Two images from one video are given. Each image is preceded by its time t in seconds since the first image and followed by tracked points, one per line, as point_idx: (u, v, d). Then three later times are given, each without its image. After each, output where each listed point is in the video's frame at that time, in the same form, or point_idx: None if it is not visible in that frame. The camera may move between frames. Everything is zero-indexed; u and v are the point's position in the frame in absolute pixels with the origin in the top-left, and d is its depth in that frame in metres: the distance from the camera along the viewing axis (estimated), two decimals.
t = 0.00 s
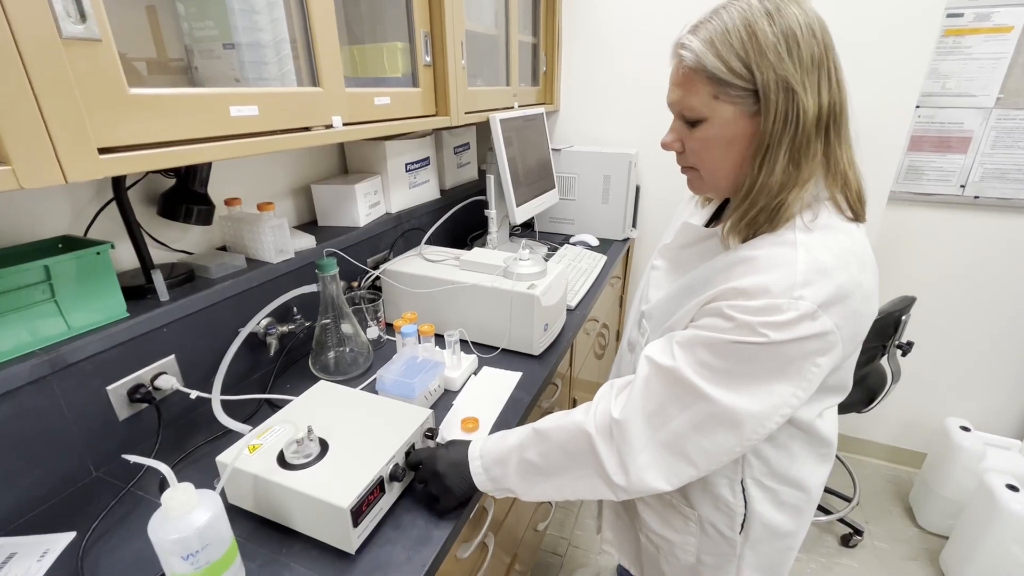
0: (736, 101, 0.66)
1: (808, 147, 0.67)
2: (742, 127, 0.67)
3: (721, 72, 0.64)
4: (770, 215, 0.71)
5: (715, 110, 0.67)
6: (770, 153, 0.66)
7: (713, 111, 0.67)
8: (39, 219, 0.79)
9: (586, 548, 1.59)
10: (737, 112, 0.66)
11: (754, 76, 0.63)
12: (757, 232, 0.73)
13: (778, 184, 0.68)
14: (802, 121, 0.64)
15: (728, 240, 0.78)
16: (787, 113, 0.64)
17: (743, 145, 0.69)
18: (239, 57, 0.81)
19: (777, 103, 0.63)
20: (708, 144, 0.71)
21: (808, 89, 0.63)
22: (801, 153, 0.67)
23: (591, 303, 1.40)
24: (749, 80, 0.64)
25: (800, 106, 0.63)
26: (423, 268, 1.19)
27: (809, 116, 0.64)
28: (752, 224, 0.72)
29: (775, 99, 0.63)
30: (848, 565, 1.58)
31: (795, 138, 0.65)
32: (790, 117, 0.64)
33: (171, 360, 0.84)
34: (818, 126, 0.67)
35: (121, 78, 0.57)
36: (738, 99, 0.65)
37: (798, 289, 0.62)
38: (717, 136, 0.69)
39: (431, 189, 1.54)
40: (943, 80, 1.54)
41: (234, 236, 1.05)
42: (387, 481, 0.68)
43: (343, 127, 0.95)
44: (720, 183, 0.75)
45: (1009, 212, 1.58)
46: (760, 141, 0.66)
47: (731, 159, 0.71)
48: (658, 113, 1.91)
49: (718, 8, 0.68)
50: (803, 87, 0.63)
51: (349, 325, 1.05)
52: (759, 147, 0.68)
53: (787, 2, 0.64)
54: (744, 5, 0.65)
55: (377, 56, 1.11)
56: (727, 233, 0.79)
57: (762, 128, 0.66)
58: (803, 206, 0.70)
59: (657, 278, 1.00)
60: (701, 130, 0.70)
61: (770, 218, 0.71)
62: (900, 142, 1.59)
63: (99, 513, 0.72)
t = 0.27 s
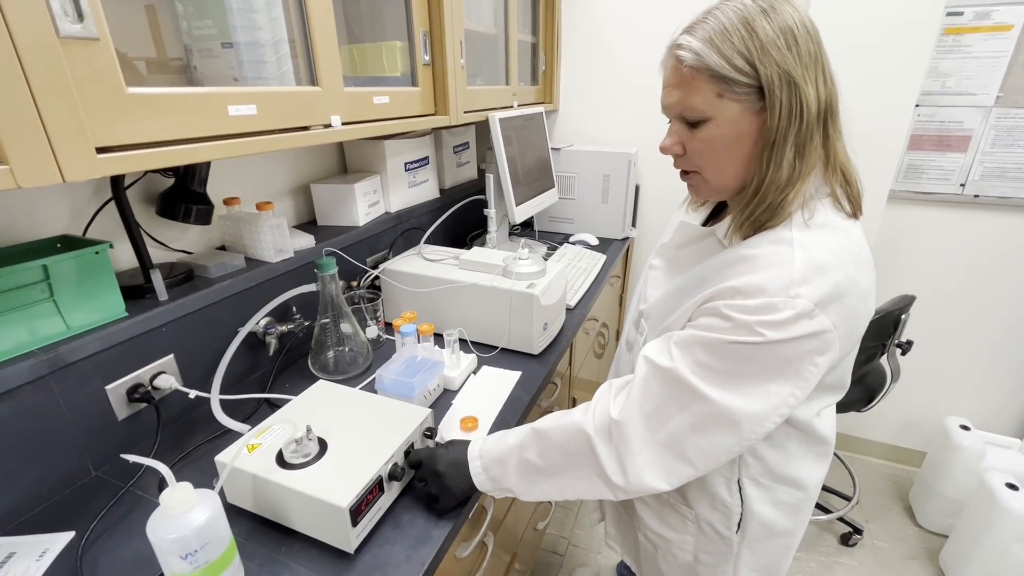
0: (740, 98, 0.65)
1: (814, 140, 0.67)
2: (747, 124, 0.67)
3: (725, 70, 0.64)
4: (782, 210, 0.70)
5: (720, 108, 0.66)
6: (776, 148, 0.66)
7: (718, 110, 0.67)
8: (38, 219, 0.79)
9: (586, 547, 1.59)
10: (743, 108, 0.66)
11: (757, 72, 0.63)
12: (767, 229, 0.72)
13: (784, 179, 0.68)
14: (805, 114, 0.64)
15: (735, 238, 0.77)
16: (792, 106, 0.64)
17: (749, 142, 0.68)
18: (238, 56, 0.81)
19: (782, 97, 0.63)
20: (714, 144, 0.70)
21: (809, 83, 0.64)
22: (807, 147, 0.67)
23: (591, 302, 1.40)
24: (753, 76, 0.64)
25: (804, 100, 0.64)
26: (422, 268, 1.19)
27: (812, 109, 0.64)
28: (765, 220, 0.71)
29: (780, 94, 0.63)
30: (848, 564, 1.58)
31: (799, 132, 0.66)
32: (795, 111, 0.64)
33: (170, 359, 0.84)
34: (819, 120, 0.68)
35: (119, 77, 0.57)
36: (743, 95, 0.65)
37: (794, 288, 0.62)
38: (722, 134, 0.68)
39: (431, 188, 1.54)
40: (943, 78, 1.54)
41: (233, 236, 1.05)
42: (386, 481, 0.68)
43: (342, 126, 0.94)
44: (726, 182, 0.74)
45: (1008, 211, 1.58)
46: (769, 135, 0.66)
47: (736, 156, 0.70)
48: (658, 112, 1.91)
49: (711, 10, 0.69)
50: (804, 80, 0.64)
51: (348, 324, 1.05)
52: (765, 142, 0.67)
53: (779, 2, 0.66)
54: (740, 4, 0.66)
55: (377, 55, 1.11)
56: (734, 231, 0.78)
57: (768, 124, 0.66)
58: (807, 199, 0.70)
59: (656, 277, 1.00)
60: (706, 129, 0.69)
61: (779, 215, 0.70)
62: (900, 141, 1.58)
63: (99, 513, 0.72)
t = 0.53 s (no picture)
0: (737, 97, 0.65)
1: (811, 138, 0.67)
2: (743, 122, 0.67)
3: (722, 68, 0.64)
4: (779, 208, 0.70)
5: (716, 106, 0.66)
6: (772, 147, 0.66)
7: (714, 108, 0.67)
8: (35, 219, 0.79)
9: (585, 546, 1.59)
10: (739, 107, 0.66)
11: (754, 70, 0.63)
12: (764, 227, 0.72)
13: (781, 178, 0.67)
14: (802, 113, 0.64)
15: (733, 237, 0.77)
16: (789, 105, 0.64)
17: (745, 140, 0.69)
18: (235, 56, 0.81)
19: (779, 96, 0.63)
20: (710, 142, 0.70)
21: (806, 81, 0.64)
22: (804, 145, 0.67)
23: (590, 301, 1.40)
24: (749, 74, 0.64)
25: (801, 98, 0.64)
26: (421, 267, 1.19)
27: (809, 107, 0.64)
28: (763, 217, 0.71)
29: (776, 92, 0.63)
30: (847, 563, 1.58)
31: (795, 131, 0.66)
32: (791, 109, 0.64)
33: (168, 359, 0.84)
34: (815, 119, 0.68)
35: (115, 77, 0.57)
36: (740, 94, 0.65)
37: (792, 286, 0.62)
38: (718, 132, 0.68)
39: (430, 188, 1.54)
40: (942, 77, 1.54)
41: (231, 236, 1.05)
42: (384, 480, 0.68)
43: (339, 126, 0.94)
44: (723, 181, 0.74)
45: (1007, 210, 1.58)
46: (766, 134, 0.66)
47: (733, 154, 0.70)
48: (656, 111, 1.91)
49: (708, 8, 0.69)
50: (801, 79, 0.64)
51: (346, 324, 1.05)
52: (761, 141, 0.67)
53: None
54: (737, 3, 0.65)
55: (374, 55, 1.11)
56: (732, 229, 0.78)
57: (764, 122, 0.66)
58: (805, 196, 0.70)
59: (653, 276, 1.00)
60: (703, 128, 0.69)
61: (775, 214, 0.70)
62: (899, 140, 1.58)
63: (96, 513, 0.72)
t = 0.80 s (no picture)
0: (720, 100, 0.67)
1: (795, 144, 0.67)
2: (727, 125, 0.68)
3: (705, 72, 0.65)
4: (761, 212, 0.71)
5: (700, 108, 0.68)
6: (754, 152, 0.67)
7: (698, 109, 0.68)
8: (31, 219, 0.79)
9: (584, 545, 1.59)
10: (721, 109, 0.67)
11: (737, 75, 0.64)
12: (748, 230, 0.73)
13: (765, 182, 0.68)
14: (786, 119, 0.65)
15: (720, 238, 0.78)
16: (771, 111, 0.64)
17: (730, 143, 0.70)
18: (232, 55, 0.80)
19: (761, 101, 0.64)
20: (695, 142, 0.72)
21: (792, 87, 0.64)
22: (789, 151, 0.67)
23: (588, 301, 1.40)
24: (732, 79, 0.65)
25: (785, 104, 0.64)
26: (420, 267, 1.19)
27: (794, 114, 0.64)
28: (744, 221, 0.72)
29: (758, 98, 0.64)
30: (845, 561, 1.58)
31: (779, 136, 0.66)
32: (774, 115, 0.65)
33: (166, 359, 0.84)
34: (805, 123, 0.67)
35: (111, 76, 0.57)
36: (722, 97, 0.66)
37: (791, 286, 0.63)
38: (702, 134, 0.70)
39: (428, 187, 1.53)
40: (939, 76, 1.54)
41: (229, 235, 1.05)
42: (383, 480, 0.68)
43: (337, 125, 0.94)
44: (709, 181, 0.76)
45: (1004, 209, 1.59)
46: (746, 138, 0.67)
47: (717, 156, 0.72)
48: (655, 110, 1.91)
49: (704, 6, 0.69)
50: (787, 84, 0.63)
51: (345, 324, 1.05)
52: (745, 145, 0.68)
53: None
54: (730, 3, 0.65)
55: (372, 54, 1.11)
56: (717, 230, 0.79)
57: (747, 126, 0.67)
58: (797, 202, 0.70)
59: (651, 276, 1.00)
60: (688, 128, 0.71)
61: (759, 217, 0.71)
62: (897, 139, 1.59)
63: (93, 514, 0.72)
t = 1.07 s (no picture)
0: (705, 98, 0.68)
1: (779, 143, 0.68)
2: (713, 123, 0.70)
3: (691, 71, 0.67)
4: (746, 209, 0.72)
5: (686, 105, 0.70)
6: (737, 149, 0.68)
7: (684, 107, 0.70)
8: (23, 217, 0.78)
9: (582, 544, 1.60)
10: (706, 108, 0.69)
11: (721, 74, 0.66)
12: (735, 228, 0.74)
13: (749, 180, 0.69)
14: (769, 118, 0.66)
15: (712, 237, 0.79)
16: (753, 110, 0.66)
17: (716, 140, 0.71)
18: (226, 52, 0.80)
19: (743, 100, 0.65)
20: (681, 139, 0.73)
21: (775, 87, 0.65)
22: (772, 149, 0.68)
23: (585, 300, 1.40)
24: (717, 78, 0.67)
25: (767, 103, 0.65)
26: (416, 266, 1.18)
27: (776, 113, 0.66)
28: (730, 219, 0.73)
29: (740, 97, 0.65)
30: (842, 558, 1.59)
31: (762, 135, 0.67)
32: (757, 113, 0.66)
33: (161, 359, 0.83)
34: (790, 122, 0.68)
35: (104, 74, 0.57)
36: (707, 95, 0.68)
37: (801, 281, 0.65)
38: (688, 131, 0.72)
39: (424, 186, 1.53)
40: (936, 74, 1.54)
41: (224, 234, 1.04)
42: (378, 480, 0.67)
43: (332, 123, 0.93)
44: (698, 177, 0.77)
45: (999, 207, 1.59)
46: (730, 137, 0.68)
47: (703, 153, 0.73)
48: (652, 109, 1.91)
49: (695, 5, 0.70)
50: (769, 84, 0.65)
51: (340, 323, 1.05)
52: (729, 143, 0.70)
53: None
54: (718, 3, 0.67)
55: (368, 52, 1.10)
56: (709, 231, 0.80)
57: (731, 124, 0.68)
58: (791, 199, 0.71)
59: (648, 276, 0.96)
60: (675, 125, 0.73)
61: (749, 213, 0.72)
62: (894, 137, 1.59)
63: (87, 514, 0.72)
